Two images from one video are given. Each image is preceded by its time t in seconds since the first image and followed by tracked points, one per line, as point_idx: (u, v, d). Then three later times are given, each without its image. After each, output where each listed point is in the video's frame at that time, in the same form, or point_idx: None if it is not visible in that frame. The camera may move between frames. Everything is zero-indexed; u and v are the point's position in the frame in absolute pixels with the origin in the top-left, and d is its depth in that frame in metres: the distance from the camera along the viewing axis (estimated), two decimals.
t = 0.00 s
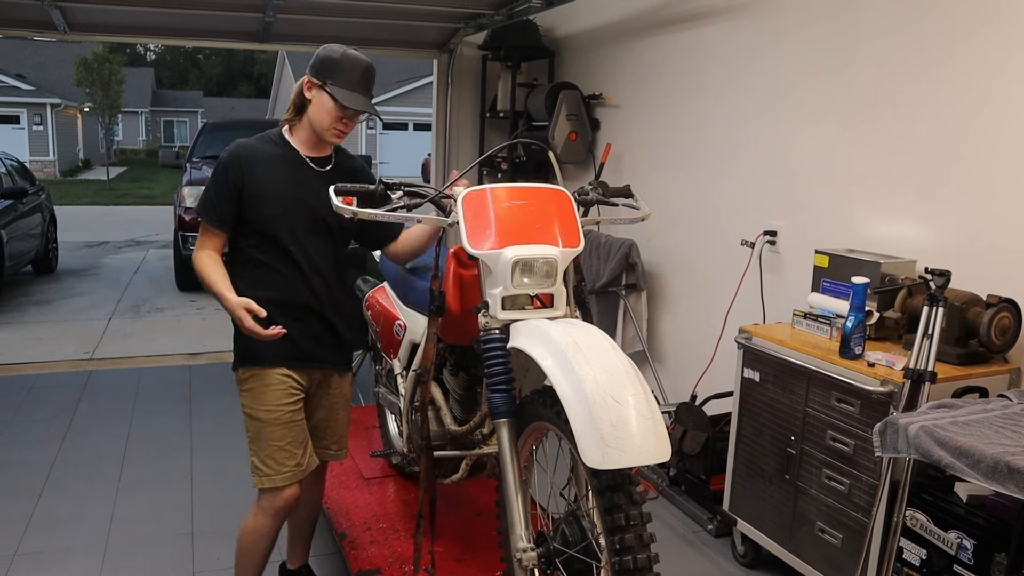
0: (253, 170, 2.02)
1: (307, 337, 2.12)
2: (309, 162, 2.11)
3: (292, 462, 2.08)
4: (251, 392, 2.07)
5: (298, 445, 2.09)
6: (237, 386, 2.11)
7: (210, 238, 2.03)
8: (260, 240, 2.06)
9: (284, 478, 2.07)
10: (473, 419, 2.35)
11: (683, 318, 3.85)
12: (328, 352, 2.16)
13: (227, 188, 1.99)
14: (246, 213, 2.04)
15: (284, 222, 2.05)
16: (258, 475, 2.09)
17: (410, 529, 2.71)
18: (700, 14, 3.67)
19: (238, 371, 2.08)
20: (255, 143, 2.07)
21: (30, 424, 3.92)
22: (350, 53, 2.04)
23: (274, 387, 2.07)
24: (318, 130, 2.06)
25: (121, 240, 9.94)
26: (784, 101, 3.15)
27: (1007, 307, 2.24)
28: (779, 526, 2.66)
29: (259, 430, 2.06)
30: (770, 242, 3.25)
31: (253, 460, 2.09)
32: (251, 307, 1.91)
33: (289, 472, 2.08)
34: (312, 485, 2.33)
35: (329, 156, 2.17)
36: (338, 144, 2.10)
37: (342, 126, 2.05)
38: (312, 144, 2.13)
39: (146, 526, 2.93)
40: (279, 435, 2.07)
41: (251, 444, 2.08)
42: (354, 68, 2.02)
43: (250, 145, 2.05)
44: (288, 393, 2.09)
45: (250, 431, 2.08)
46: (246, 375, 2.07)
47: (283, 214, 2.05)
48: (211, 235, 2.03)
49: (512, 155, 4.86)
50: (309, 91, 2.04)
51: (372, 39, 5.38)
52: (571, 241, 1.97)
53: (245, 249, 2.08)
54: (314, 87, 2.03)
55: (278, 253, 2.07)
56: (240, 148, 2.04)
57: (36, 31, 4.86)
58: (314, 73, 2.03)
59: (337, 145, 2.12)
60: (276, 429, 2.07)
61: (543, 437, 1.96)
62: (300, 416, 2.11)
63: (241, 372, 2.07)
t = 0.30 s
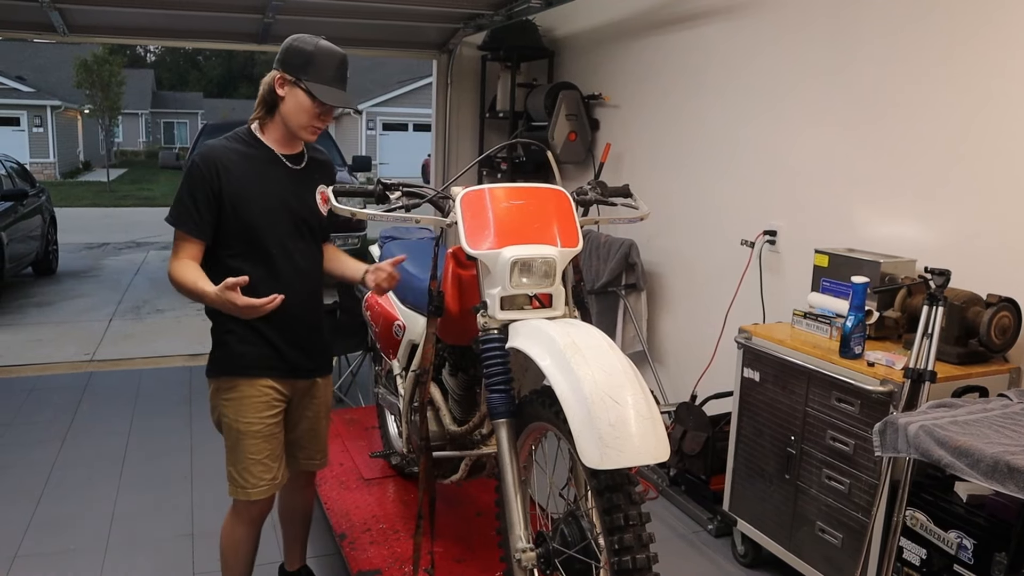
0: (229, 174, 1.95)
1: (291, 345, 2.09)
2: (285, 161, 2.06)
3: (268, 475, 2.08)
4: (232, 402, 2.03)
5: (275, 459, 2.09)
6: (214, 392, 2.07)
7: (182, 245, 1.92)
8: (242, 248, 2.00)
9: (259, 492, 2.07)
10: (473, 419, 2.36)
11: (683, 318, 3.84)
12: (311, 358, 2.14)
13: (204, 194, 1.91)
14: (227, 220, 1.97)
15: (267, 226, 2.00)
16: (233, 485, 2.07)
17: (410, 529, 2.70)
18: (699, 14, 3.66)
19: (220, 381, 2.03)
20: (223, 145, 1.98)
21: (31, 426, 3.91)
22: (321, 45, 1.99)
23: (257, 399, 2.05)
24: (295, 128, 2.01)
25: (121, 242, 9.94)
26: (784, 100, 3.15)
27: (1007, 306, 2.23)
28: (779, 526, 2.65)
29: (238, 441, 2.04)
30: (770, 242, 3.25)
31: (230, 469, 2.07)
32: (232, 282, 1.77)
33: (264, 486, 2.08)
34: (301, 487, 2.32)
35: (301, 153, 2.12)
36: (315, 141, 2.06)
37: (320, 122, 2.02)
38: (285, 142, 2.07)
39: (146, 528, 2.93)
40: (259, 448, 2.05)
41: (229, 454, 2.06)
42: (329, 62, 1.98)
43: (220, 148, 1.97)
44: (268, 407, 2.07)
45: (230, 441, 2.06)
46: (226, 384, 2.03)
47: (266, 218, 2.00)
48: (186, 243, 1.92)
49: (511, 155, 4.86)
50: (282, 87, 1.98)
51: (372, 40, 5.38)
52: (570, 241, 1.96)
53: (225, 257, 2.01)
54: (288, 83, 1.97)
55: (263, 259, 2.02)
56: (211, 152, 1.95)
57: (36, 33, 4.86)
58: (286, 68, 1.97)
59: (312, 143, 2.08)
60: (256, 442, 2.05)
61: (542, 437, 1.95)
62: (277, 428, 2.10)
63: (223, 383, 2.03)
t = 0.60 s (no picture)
0: (225, 177, 1.91)
1: (277, 349, 2.09)
2: (263, 160, 2.04)
3: (258, 482, 2.08)
4: (222, 412, 2.01)
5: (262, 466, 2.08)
6: (198, 401, 2.02)
7: (195, 254, 1.83)
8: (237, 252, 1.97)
9: (249, 500, 2.06)
10: (471, 419, 2.35)
11: (682, 318, 3.84)
12: (296, 361, 2.16)
13: (203, 196, 1.85)
14: (226, 224, 1.93)
15: (258, 230, 2.00)
16: (224, 494, 2.05)
17: (409, 529, 2.70)
18: (698, 13, 3.66)
19: (208, 391, 2.00)
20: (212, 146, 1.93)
21: (29, 427, 3.90)
22: (300, 41, 1.95)
23: (249, 407, 2.04)
24: (276, 127, 1.99)
25: (119, 243, 9.92)
26: (783, 100, 3.15)
27: (1006, 306, 2.24)
28: (778, 526, 2.65)
29: (231, 451, 2.03)
30: (768, 242, 3.25)
31: (219, 478, 2.04)
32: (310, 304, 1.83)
33: (254, 493, 2.07)
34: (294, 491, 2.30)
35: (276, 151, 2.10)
36: (294, 139, 2.05)
37: (301, 121, 2.00)
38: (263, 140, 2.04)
39: (144, 529, 2.92)
40: (251, 456, 2.05)
41: (219, 463, 2.03)
42: (310, 58, 1.95)
43: (210, 149, 1.92)
44: (258, 414, 2.06)
45: (220, 451, 2.03)
46: (215, 393, 2.00)
47: (259, 222, 1.99)
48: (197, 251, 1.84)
49: (509, 155, 4.86)
50: (262, 85, 1.94)
51: (370, 40, 5.37)
52: (569, 241, 1.96)
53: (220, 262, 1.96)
54: (268, 81, 1.94)
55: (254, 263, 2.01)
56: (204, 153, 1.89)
57: (33, 34, 4.85)
58: (266, 66, 1.93)
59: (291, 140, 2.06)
60: (249, 450, 2.05)
61: (540, 437, 1.95)
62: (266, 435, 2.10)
63: (211, 393, 2.00)
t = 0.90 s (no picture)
0: (227, 181, 1.90)
1: (272, 351, 2.08)
2: (251, 161, 2.02)
3: (258, 486, 2.08)
4: (222, 418, 2.00)
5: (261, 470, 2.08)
6: (196, 409, 2.01)
7: (214, 265, 1.83)
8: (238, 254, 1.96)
9: (250, 504, 2.06)
10: (471, 419, 2.35)
11: (681, 318, 3.84)
12: (289, 363, 2.16)
13: (211, 202, 1.84)
14: (230, 228, 1.92)
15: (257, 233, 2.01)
16: (223, 499, 2.04)
17: (409, 529, 2.70)
18: (697, 13, 3.66)
19: (205, 399, 1.99)
20: (208, 150, 1.90)
21: (27, 427, 3.90)
22: (286, 38, 1.94)
23: (248, 411, 2.04)
24: (267, 126, 1.99)
25: (118, 242, 9.91)
26: (781, 99, 3.15)
27: (1004, 304, 2.24)
28: (777, 526, 2.65)
29: (231, 457, 2.02)
30: (767, 241, 3.25)
31: (218, 484, 2.03)
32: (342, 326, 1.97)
33: (254, 497, 2.07)
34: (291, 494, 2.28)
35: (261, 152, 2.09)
36: (283, 138, 2.04)
37: (292, 118, 2.00)
38: (252, 141, 2.04)
39: (143, 529, 2.92)
40: (252, 460, 2.05)
41: (219, 470, 2.02)
42: (298, 56, 1.95)
43: (210, 152, 1.89)
44: (256, 418, 2.06)
45: (220, 457, 2.02)
46: (216, 400, 1.99)
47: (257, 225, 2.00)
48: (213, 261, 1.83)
49: (508, 155, 4.86)
50: (251, 85, 1.93)
51: (369, 39, 5.37)
52: (568, 240, 1.96)
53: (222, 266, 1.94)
54: (257, 81, 1.93)
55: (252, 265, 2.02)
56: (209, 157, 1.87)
57: (32, 33, 4.85)
58: (253, 65, 1.91)
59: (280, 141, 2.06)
60: (249, 455, 2.04)
61: (540, 436, 1.95)
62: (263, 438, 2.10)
63: (209, 401, 1.99)
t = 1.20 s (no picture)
0: (223, 187, 1.89)
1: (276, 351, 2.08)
2: (251, 162, 2.02)
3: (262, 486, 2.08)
4: (228, 419, 2.00)
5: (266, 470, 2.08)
6: (201, 411, 2.00)
7: (179, 271, 1.80)
8: (233, 258, 1.95)
9: (256, 503, 2.06)
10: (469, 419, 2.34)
11: (680, 318, 3.84)
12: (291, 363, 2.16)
13: (200, 207, 1.83)
14: (222, 232, 1.90)
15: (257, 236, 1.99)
16: (229, 500, 2.03)
17: (408, 529, 2.70)
18: (695, 13, 3.66)
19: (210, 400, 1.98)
20: (206, 153, 1.89)
21: (25, 428, 3.89)
22: (286, 38, 1.94)
23: (254, 411, 2.04)
24: (268, 127, 1.98)
25: (116, 242, 9.89)
26: (780, 98, 3.15)
27: (1003, 304, 2.24)
28: (776, 525, 2.65)
29: (237, 457, 2.01)
30: (766, 241, 3.25)
31: (224, 485, 2.03)
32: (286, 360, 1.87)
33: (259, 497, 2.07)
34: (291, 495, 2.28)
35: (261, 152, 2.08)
36: (283, 139, 2.04)
37: (292, 119, 2.00)
38: (252, 142, 2.03)
39: (141, 529, 2.91)
40: (257, 460, 2.05)
41: (224, 471, 2.01)
42: (298, 56, 1.95)
43: (209, 156, 1.89)
44: (261, 418, 2.06)
45: (225, 458, 2.01)
46: (223, 401, 1.99)
47: (256, 228, 1.98)
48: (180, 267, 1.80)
49: (506, 155, 4.86)
50: (250, 86, 1.93)
51: (367, 39, 5.36)
52: (567, 240, 1.96)
53: (215, 270, 1.94)
54: (257, 82, 1.93)
55: (251, 268, 2.00)
56: (203, 161, 1.86)
57: (28, 33, 4.83)
58: (253, 67, 1.91)
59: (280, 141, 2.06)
60: (255, 455, 2.04)
61: (539, 436, 1.95)
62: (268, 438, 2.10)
63: (215, 402, 1.99)
